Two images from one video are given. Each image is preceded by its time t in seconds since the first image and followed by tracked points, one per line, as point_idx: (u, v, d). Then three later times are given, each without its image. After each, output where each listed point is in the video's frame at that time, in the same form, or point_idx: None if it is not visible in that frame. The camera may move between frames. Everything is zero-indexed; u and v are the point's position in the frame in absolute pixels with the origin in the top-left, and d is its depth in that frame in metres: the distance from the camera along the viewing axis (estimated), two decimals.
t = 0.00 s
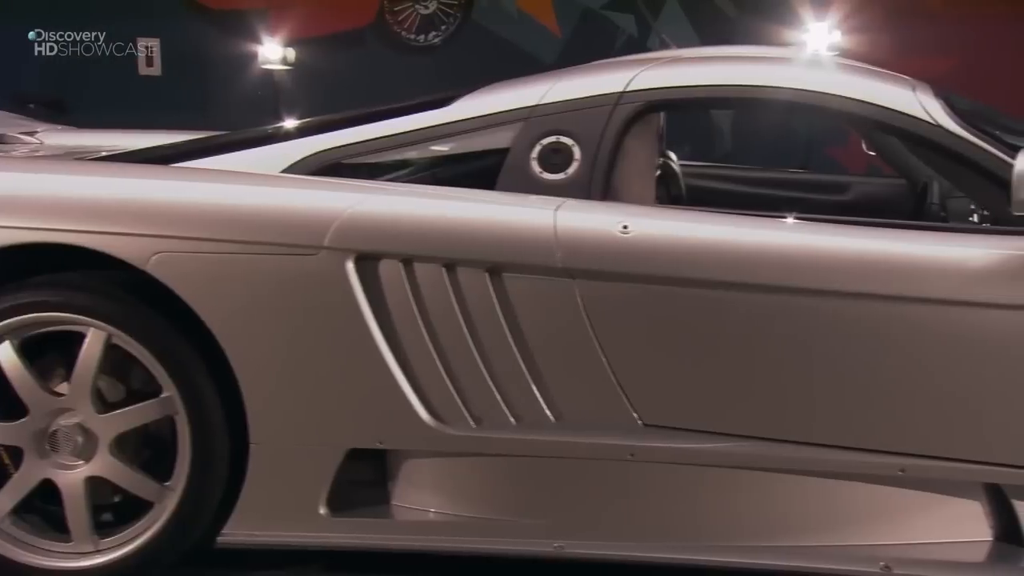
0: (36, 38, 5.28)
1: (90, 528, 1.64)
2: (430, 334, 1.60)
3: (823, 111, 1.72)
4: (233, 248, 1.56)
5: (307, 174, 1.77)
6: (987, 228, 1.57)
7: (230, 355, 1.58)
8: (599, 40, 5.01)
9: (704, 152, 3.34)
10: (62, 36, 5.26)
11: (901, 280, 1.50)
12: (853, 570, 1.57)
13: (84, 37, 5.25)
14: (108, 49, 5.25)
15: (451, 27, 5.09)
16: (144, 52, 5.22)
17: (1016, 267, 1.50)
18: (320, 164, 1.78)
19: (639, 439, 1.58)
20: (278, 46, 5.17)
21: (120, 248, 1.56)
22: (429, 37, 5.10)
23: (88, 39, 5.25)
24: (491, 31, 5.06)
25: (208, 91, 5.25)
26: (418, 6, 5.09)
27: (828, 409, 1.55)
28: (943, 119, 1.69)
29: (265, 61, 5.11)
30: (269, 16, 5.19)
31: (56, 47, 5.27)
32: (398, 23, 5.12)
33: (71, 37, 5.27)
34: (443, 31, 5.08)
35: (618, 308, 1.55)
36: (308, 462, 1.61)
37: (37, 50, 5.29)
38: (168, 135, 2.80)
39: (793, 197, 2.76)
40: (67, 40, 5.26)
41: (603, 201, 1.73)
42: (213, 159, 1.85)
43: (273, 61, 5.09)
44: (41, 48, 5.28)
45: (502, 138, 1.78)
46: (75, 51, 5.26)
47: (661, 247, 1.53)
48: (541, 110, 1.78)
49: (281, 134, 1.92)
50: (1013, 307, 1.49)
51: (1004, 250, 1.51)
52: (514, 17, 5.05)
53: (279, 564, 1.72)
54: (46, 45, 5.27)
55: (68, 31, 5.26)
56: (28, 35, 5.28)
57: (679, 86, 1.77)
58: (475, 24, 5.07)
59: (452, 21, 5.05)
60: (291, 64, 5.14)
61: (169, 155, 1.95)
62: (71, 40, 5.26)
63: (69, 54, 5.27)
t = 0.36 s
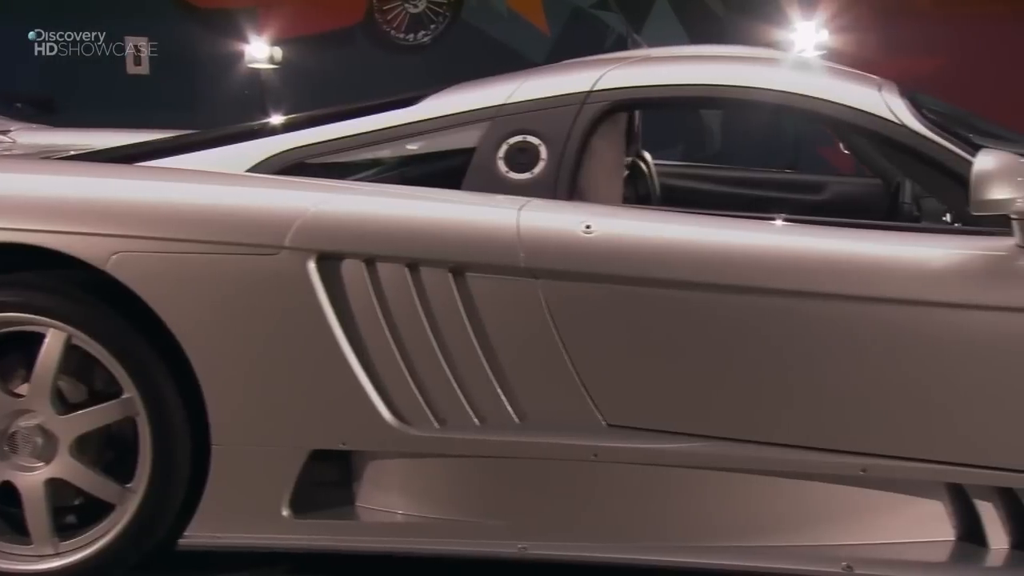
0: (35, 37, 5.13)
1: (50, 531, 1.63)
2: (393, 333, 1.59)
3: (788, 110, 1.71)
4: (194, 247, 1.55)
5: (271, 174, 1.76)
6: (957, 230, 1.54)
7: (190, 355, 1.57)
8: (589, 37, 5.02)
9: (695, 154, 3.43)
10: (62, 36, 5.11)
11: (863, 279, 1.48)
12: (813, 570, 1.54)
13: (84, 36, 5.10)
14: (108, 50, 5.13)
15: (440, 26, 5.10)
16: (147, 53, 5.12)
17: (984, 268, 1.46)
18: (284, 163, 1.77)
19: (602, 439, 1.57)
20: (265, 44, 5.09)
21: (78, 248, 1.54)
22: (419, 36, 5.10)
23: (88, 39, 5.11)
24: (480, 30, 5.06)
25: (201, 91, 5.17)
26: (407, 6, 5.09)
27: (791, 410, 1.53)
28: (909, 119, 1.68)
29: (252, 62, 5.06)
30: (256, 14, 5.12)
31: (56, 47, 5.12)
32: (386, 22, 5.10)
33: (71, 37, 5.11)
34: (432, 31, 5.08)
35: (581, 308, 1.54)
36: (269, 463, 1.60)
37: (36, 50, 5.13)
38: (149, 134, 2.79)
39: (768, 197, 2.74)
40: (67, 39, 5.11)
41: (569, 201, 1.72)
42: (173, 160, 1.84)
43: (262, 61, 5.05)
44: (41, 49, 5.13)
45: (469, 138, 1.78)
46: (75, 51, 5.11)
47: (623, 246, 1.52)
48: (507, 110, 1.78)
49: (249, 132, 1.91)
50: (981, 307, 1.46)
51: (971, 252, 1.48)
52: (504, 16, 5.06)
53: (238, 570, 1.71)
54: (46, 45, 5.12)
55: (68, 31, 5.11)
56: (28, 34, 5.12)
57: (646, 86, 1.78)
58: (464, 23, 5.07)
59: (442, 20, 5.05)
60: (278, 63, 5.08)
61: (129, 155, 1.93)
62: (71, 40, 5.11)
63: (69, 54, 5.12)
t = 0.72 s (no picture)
0: (36, 38, 5.04)
1: (8, 533, 1.61)
2: (354, 333, 1.58)
3: (753, 109, 1.71)
4: (152, 247, 1.54)
5: (236, 173, 1.76)
6: (920, 230, 1.53)
7: (148, 356, 1.56)
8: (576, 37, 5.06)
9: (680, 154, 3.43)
10: (62, 36, 5.02)
11: (820, 279, 1.46)
12: (774, 570, 1.52)
13: (84, 36, 5.04)
14: (105, 49, 5.05)
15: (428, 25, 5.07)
16: (147, 53, 5.05)
17: (944, 269, 1.44)
18: (247, 163, 1.77)
19: (564, 439, 1.57)
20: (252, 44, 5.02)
21: (34, 247, 1.52)
22: (407, 35, 5.07)
23: (88, 39, 5.04)
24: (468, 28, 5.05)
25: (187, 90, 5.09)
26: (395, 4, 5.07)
27: (749, 409, 1.52)
28: (874, 119, 1.68)
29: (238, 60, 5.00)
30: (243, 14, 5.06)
31: (57, 47, 5.03)
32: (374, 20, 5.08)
33: (71, 38, 5.03)
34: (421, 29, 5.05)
35: (541, 308, 1.53)
36: (228, 464, 1.59)
37: (36, 51, 5.04)
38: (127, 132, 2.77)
39: (742, 198, 2.73)
40: (67, 39, 5.02)
41: (534, 200, 1.71)
42: (132, 160, 1.84)
43: (249, 59, 4.99)
44: (41, 49, 5.04)
45: (436, 137, 1.78)
46: (75, 52, 5.04)
47: (583, 246, 1.52)
48: (473, 109, 1.78)
49: (221, 130, 1.92)
50: (941, 307, 1.44)
51: (931, 252, 1.47)
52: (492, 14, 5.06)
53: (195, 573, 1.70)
54: (46, 45, 5.03)
55: (68, 31, 5.03)
56: (28, 35, 5.03)
57: (612, 85, 1.77)
58: (452, 21, 5.05)
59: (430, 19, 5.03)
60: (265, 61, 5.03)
61: (88, 155, 1.91)
62: (71, 40, 5.03)
63: (69, 54, 5.04)
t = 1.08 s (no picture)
0: (36, 38, 5.03)
1: None
2: (318, 333, 1.57)
3: (719, 107, 1.71)
4: (112, 246, 1.53)
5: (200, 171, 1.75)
6: (883, 228, 1.53)
7: (109, 355, 1.55)
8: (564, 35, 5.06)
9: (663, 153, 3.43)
10: (62, 36, 5.02)
11: (783, 277, 1.46)
12: (736, 569, 1.52)
13: (84, 37, 5.03)
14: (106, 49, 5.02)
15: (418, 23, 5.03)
16: (147, 52, 5.04)
17: (906, 268, 1.44)
18: (212, 161, 1.77)
19: (529, 439, 1.55)
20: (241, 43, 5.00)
21: None
22: (397, 33, 5.03)
23: (88, 39, 5.03)
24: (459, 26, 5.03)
25: (176, 87, 5.07)
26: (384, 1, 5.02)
27: (712, 408, 1.51)
28: (840, 117, 1.68)
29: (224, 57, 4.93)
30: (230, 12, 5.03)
31: (56, 47, 5.02)
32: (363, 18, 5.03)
33: (71, 38, 5.04)
34: (410, 27, 5.01)
35: (505, 307, 1.53)
36: (190, 464, 1.59)
37: (36, 50, 5.03)
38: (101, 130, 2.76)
39: (720, 196, 2.70)
40: (67, 39, 5.02)
41: (501, 199, 1.70)
42: (99, 157, 1.83)
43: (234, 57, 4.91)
44: (41, 48, 5.02)
45: (403, 134, 1.77)
46: (75, 51, 5.04)
47: (547, 244, 1.51)
48: (442, 107, 1.77)
49: (191, 127, 1.91)
50: (902, 305, 1.43)
51: (892, 250, 1.46)
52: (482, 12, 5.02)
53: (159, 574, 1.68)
54: (46, 45, 5.01)
55: (68, 31, 5.03)
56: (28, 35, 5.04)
57: (582, 83, 1.77)
58: (442, 19, 5.01)
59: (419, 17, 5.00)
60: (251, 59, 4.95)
61: (58, 152, 1.90)
62: (71, 40, 5.03)
63: (69, 54, 5.04)
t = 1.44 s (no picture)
0: (36, 38, 5.00)
1: None
2: (285, 331, 1.56)
3: (689, 104, 1.71)
4: (76, 243, 1.52)
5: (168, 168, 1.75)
6: (852, 224, 1.53)
7: (74, 352, 1.54)
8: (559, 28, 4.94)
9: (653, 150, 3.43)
10: (62, 36, 5.00)
11: (749, 274, 1.45)
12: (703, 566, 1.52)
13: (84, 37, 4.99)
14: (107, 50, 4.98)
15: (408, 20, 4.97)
16: (146, 52, 4.98)
17: (873, 265, 1.42)
18: (179, 159, 1.76)
19: (498, 437, 1.55)
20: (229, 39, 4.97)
21: None
22: (387, 29, 4.95)
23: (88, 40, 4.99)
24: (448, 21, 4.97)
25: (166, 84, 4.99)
26: None
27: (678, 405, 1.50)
28: (810, 113, 1.67)
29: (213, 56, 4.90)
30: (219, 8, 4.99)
31: (57, 47, 5.00)
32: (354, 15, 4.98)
33: (71, 38, 5.01)
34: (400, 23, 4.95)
35: (474, 305, 1.52)
36: (156, 462, 1.58)
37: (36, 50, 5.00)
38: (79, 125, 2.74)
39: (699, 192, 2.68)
40: (68, 39, 5.00)
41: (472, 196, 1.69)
42: (69, 153, 1.81)
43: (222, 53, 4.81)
44: (41, 48, 4.99)
45: (374, 131, 1.76)
46: (75, 52, 5.00)
47: (515, 241, 1.51)
48: (412, 104, 1.77)
49: (161, 123, 1.90)
50: (868, 302, 1.41)
51: (858, 247, 1.45)
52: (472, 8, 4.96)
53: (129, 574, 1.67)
54: (46, 45, 4.99)
55: (68, 31, 5.00)
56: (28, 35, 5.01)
57: (553, 79, 1.76)
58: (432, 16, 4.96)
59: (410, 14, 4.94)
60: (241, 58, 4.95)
61: (24, 150, 1.89)
62: (71, 40, 5.00)
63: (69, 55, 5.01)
